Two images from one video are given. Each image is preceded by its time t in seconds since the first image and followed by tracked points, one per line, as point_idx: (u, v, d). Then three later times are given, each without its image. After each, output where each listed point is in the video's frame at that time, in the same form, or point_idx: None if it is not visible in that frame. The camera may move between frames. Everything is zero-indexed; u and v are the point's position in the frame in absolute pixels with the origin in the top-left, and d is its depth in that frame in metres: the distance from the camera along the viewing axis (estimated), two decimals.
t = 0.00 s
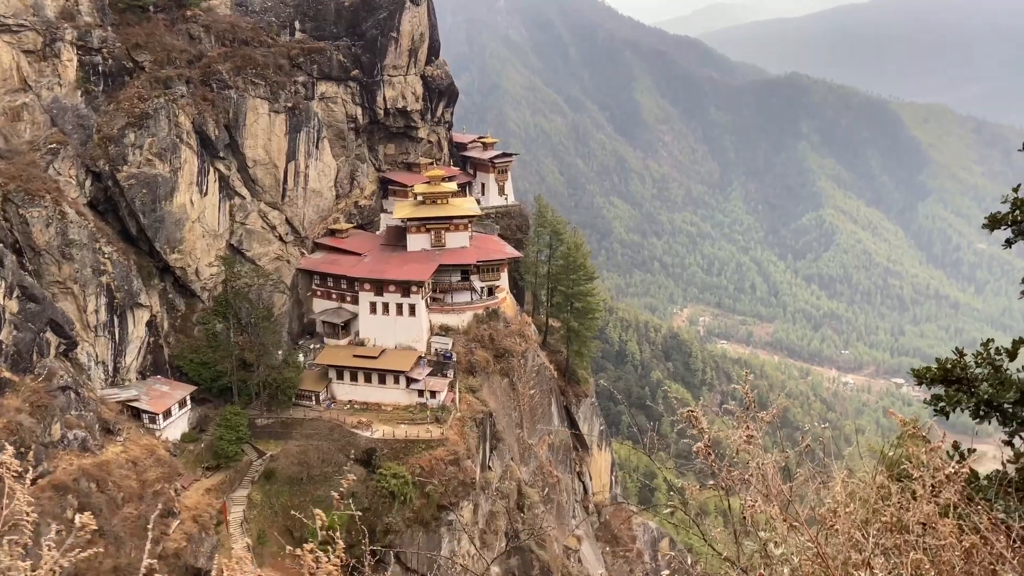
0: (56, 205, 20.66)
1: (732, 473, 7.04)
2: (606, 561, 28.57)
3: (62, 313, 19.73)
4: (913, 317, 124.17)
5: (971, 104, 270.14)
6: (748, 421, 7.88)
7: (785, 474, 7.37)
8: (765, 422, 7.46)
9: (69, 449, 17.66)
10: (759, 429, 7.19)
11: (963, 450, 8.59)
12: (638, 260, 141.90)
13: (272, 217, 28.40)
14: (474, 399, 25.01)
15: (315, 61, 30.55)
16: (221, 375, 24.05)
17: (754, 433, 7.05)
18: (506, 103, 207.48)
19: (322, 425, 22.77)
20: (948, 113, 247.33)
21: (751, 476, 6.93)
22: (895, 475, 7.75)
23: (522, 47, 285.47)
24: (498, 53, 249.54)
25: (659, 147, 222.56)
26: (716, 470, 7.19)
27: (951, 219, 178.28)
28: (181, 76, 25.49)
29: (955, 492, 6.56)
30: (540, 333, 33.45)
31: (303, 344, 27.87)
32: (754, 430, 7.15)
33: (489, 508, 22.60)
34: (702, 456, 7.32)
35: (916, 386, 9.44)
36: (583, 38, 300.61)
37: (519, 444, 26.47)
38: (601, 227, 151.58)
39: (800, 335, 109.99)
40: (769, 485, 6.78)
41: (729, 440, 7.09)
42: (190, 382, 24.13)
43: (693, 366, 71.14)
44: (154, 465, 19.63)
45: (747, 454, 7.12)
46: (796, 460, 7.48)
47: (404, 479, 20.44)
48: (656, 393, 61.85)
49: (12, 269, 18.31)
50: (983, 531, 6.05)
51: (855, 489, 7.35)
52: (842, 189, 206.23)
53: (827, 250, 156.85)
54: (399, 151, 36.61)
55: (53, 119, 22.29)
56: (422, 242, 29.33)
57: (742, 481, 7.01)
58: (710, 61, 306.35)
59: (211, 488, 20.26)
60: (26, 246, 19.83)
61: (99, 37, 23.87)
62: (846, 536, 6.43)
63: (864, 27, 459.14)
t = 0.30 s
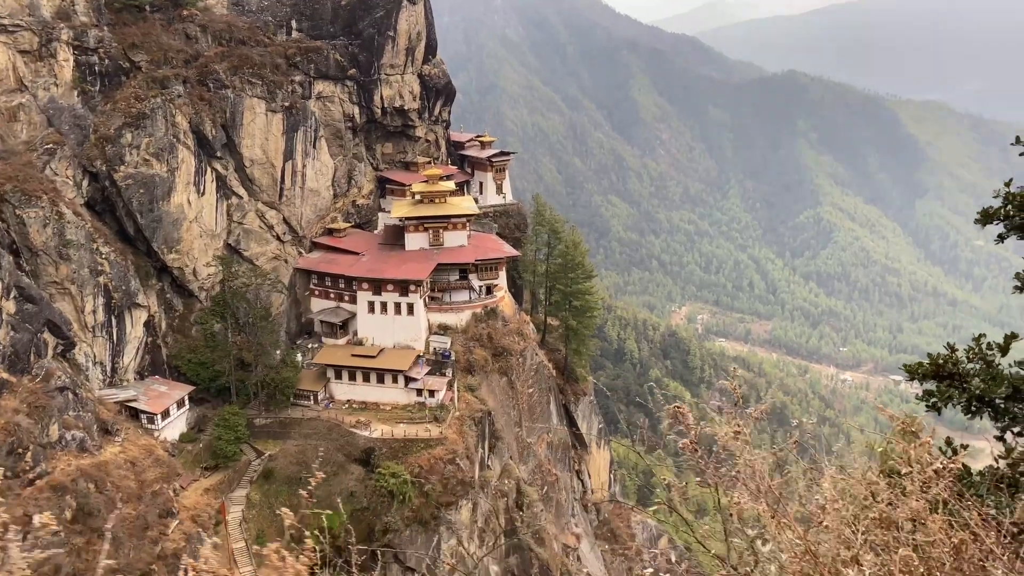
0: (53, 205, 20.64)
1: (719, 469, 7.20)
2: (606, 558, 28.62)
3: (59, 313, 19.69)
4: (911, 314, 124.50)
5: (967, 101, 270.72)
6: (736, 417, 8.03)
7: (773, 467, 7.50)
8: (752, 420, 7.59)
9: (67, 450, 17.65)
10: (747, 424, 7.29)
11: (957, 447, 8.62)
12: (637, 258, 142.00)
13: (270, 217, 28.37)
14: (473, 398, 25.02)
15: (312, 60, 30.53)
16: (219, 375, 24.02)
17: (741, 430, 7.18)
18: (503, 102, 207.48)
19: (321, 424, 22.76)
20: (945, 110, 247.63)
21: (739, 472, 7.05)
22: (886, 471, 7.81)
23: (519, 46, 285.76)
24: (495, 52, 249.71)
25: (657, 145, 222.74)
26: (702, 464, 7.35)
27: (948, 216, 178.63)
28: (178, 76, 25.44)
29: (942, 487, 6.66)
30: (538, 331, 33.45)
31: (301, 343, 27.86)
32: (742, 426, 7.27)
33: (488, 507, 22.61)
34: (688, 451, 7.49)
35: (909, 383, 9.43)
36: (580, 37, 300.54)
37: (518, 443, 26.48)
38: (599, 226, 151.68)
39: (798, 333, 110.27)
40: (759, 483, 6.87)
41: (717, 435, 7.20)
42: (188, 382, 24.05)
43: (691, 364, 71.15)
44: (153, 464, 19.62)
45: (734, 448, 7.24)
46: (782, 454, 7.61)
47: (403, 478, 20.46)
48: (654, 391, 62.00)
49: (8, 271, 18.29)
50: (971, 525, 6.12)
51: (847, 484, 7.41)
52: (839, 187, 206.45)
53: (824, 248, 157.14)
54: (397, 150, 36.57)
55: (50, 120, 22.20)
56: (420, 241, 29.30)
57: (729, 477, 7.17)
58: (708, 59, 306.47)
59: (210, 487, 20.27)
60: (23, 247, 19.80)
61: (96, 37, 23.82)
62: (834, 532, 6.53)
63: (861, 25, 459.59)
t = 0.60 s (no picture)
0: (43, 206, 20.53)
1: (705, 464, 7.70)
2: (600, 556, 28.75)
3: (50, 314, 19.61)
4: (902, 312, 125.36)
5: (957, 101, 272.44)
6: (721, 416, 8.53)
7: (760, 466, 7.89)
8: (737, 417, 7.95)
9: (57, 452, 17.53)
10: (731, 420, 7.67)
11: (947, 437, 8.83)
12: (630, 257, 142.26)
13: (261, 217, 28.34)
14: (466, 397, 25.07)
15: (303, 59, 30.51)
16: (211, 375, 23.92)
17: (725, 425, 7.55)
18: (495, 101, 207.81)
19: (313, 424, 22.79)
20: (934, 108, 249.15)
21: (723, 465, 7.49)
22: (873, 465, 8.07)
23: (511, 46, 285.66)
24: (487, 52, 249.41)
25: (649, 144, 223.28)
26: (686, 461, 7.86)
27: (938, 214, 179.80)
28: (168, 76, 25.35)
29: (925, 485, 6.74)
30: (532, 330, 33.50)
31: (294, 343, 27.82)
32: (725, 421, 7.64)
33: (482, 504, 22.62)
34: (674, 447, 8.00)
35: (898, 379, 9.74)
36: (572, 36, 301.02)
37: (511, 442, 26.53)
38: (591, 224, 151.89)
39: (790, 331, 110.92)
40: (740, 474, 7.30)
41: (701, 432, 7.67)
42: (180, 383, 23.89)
43: (683, 362, 71.26)
44: (145, 466, 19.55)
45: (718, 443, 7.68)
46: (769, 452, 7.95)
47: (396, 477, 20.43)
48: (648, 387, 62.33)
49: None
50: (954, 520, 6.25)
51: (832, 479, 7.69)
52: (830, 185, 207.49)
53: (815, 246, 157.96)
54: (389, 149, 36.42)
55: (39, 120, 21.85)
56: (412, 240, 29.33)
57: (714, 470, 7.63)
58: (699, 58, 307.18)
59: (203, 488, 20.22)
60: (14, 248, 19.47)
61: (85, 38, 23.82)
62: (817, 523, 6.83)
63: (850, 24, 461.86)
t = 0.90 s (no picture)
0: (60, 184, 20.77)
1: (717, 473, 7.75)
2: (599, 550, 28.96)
3: (65, 292, 19.85)
4: (904, 315, 125.30)
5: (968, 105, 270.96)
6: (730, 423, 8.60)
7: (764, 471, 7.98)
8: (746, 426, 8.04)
9: (70, 429, 17.78)
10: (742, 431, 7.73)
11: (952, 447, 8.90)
12: (634, 252, 142.13)
13: (274, 202, 28.42)
14: (472, 387, 25.27)
15: (320, 47, 30.62)
16: (220, 358, 24.11)
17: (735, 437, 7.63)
18: (505, 91, 207.09)
19: (321, 409, 22.99)
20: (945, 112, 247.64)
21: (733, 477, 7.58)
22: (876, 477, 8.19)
23: (522, 36, 284.41)
24: (498, 41, 248.47)
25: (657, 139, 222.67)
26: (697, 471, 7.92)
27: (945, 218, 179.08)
28: (187, 60, 25.48)
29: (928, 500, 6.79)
30: (539, 323, 33.67)
31: (302, 328, 27.96)
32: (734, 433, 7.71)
33: (484, 495, 22.83)
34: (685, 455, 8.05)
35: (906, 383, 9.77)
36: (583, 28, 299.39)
37: (515, 433, 26.71)
38: (597, 218, 151.66)
39: (792, 330, 110.93)
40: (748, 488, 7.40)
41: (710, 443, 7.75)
42: (189, 364, 24.09)
43: (685, 358, 71.32)
44: (154, 445, 19.82)
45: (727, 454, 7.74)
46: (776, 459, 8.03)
47: (402, 465, 20.71)
48: (648, 383, 62.56)
49: (14, 249, 18.37)
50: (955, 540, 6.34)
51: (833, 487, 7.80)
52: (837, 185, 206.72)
53: (820, 246, 157.58)
54: (402, 138, 36.42)
55: (58, 99, 22.11)
56: (423, 230, 29.45)
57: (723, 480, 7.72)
58: (710, 54, 305.54)
59: (210, 470, 20.41)
60: (29, 226, 19.77)
61: (105, 18, 23.87)
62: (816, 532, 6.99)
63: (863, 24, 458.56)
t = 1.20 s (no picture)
0: (59, 181, 20.70)
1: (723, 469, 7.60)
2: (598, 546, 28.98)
3: (64, 289, 19.77)
4: (905, 311, 125.23)
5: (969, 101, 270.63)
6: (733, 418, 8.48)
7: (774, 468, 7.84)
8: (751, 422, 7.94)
9: (69, 426, 17.74)
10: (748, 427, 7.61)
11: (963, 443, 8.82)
12: (634, 248, 141.94)
13: (273, 198, 28.34)
14: (472, 384, 25.24)
15: (319, 42, 30.55)
16: (220, 355, 24.08)
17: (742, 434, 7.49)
18: (504, 87, 206.66)
19: (321, 406, 22.98)
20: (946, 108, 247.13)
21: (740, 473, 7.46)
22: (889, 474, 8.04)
23: (521, 32, 284.24)
24: (498, 37, 248.20)
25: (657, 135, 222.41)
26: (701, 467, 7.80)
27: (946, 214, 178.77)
28: (186, 56, 25.40)
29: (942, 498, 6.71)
30: (539, 319, 33.64)
31: (302, 325, 27.92)
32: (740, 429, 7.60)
33: (484, 492, 22.76)
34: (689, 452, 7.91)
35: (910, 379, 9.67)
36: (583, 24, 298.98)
37: (515, 430, 26.69)
38: (597, 214, 151.48)
39: (793, 326, 110.84)
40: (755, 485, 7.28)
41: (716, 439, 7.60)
42: (189, 361, 24.05)
43: (685, 354, 71.19)
44: (154, 442, 19.78)
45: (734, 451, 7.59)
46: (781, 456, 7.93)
47: (403, 461, 20.71)
48: (648, 379, 62.60)
49: (14, 246, 18.31)
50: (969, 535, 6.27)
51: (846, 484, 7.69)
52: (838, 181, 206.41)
53: (821, 242, 157.41)
54: (401, 134, 36.27)
55: (56, 95, 22.08)
56: (422, 226, 29.37)
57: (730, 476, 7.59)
58: (710, 50, 305.29)
59: (209, 467, 20.37)
60: (28, 223, 19.76)
61: (104, 14, 23.78)
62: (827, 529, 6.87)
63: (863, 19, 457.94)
